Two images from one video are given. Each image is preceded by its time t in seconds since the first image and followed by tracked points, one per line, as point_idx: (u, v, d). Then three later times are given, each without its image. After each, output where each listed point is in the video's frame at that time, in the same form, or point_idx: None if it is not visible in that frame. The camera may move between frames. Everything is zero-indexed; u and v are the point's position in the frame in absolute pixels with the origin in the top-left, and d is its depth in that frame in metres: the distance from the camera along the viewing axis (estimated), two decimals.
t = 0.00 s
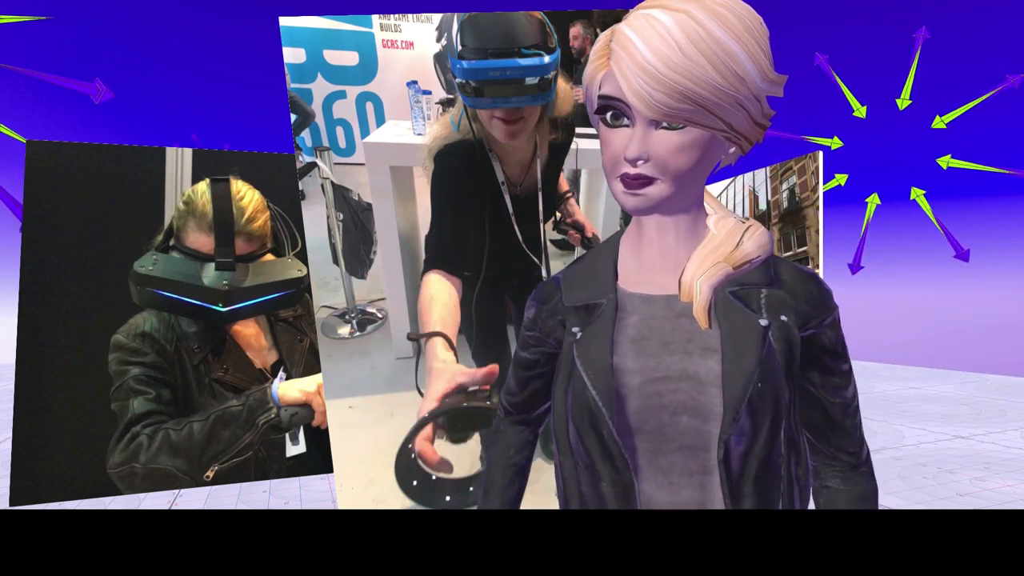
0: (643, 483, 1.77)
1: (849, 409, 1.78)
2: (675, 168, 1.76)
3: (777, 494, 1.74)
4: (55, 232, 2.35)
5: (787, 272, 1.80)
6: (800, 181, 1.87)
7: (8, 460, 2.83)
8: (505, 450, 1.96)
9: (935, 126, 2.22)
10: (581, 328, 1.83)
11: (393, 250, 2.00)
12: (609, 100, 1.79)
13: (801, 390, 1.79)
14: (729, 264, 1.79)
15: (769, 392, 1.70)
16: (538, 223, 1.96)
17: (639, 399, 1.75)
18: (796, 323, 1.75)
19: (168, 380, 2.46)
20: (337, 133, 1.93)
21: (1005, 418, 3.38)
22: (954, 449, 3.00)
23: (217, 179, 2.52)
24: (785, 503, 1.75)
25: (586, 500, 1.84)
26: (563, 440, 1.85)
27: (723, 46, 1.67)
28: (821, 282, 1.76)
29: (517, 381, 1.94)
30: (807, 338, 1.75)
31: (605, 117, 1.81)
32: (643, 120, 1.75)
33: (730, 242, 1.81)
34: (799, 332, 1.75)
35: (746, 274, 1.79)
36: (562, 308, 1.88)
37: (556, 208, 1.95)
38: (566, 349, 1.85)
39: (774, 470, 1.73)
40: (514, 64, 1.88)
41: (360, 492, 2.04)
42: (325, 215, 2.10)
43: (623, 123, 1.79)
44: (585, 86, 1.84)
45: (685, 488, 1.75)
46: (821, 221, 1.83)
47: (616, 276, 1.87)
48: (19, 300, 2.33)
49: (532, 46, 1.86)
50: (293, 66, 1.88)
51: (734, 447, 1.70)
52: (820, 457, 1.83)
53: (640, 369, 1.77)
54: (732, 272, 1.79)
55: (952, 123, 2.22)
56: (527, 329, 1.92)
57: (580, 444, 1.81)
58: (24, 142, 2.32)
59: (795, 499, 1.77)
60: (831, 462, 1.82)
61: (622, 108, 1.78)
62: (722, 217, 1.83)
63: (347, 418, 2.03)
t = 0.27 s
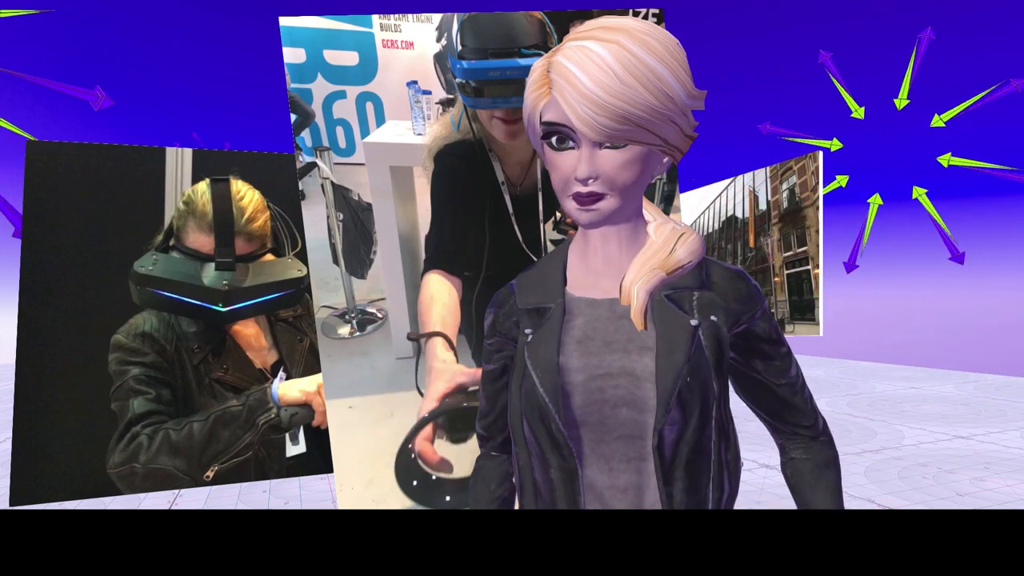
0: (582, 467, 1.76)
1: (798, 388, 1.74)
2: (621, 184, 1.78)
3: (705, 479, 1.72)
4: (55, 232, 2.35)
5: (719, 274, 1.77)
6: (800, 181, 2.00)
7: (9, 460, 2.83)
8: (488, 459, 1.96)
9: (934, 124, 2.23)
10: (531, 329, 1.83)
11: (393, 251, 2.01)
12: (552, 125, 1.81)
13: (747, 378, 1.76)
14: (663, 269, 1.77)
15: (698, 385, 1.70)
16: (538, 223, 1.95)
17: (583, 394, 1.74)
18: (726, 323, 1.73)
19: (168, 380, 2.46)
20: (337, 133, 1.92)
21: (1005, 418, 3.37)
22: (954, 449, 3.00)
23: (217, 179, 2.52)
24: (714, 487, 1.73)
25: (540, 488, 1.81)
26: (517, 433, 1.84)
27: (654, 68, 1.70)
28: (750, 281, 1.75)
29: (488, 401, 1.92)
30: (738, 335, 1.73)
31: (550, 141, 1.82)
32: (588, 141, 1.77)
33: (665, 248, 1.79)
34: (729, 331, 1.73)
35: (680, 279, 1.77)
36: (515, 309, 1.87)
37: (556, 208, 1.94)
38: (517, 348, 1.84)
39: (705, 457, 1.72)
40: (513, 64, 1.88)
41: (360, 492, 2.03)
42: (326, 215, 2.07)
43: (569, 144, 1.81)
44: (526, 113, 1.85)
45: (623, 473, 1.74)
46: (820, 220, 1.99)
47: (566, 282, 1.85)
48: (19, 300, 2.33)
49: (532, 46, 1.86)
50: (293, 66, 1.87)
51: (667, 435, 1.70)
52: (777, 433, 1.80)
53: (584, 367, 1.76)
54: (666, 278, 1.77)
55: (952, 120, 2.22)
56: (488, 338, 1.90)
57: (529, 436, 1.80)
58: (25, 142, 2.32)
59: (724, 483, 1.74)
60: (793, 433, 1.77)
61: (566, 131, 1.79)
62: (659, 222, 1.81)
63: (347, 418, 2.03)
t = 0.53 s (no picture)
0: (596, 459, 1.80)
1: (809, 393, 1.78)
2: (641, 176, 1.77)
3: (716, 473, 1.77)
4: (55, 232, 2.35)
5: (731, 272, 1.79)
6: (800, 181, 1.98)
7: (9, 460, 2.83)
8: (493, 458, 1.96)
9: (933, 124, 2.23)
10: (547, 324, 1.83)
11: (393, 251, 2.01)
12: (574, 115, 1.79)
13: (758, 379, 1.79)
14: (677, 267, 1.79)
15: (710, 381, 1.72)
16: (538, 223, 1.96)
17: (598, 389, 1.75)
18: (739, 320, 1.76)
19: (168, 379, 2.46)
20: (337, 133, 1.93)
21: (1004, 418, 3.37)
22: (954, 449, 3.00)
23: (217, 179, 2.52)
24: (726, 481, 1.78)
25: (555, 480, 1.85)
26: (532, 426, 1.85)
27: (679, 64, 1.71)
28: (762, 278, 1.77)
29: (498, 397, 1.92)
30: (750, 333, 1.76)
31: (571, 132, 1.81)
32: (609, 132, 1.76)
33: (679, 246, 1.80)
34: (742, 328, 1.76)
35: (693, 277, 1.79)
36: (530, 304, 1.88)
37: (556, 208, 1.94)
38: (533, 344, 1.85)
39: (716, 450, 1.76)
40: (513, 64, 1.88)
41: (360, 492, 2.05)
42: (325, 215, 2.07)
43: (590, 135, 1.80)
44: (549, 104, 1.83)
45: (637, 467, 1.78)
46: (819, 220, 1.97)
47: (580, 279, 1.86)
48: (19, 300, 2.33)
49: (531, 46, 1.86)
50: (293, 66, 1.87)
51: (680, 429, 1.73)
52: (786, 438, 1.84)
53: (598, 362, 1.77)
54: (679, 275, 1.79)
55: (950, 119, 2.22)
56: (504, 332, 1.91)
57: (544, 429, 1.82)
58: (25, 142, 2.32)
59: (735, 477, 1.79)
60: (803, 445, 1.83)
61: (589, 122, 1.78)
62: (672, 221, 1.82)
63: (347, 418, 2.03)
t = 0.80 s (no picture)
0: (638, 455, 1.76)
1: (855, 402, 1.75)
2: (680, 146, 1.74)
3: (765, 472, 1.73)
4: (55, 232, 2.35)
5: (782, 266, 1.79)
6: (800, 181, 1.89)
7: (9, 460, 2.83)
8: (522, 445, 1.93)
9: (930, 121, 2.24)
10: (590, 318, 1.84)
11: (393, 251, 2.00)
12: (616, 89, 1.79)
13: (804, 379, 1.76)
14: (724, 261, 1.79)
15: (759, 379, 1.69)
16: (538, 223, 1.96)
17: (642, 385, 1.74)
18: (788, 316, 1.75)
19: (168, 379, 2.46)
20: (337, 133, 1.93)
21: (1005, 417, 3.37)
22: (954, 448, 3.00)
23: (217, 179, 2.51)
24: (774, 479, 1.73)
25: (597, 474, 1.82)
26: (574, 419, 1.82)
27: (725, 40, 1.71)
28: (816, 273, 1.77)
29: (533, 382, 1.91)
30: (800, 329, 1.75)
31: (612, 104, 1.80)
32: (654, 104, 1.75)
33: (726, 237, 1.81)
34: (790, 323, 1.74)
35: (740, 269, 1.79)
36: (573, 296, 1.88)
37: (556, 208, 1.95)
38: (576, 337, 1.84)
39: (766, 450, 1.72)
40: (513, 64, 1.87)
41: (360, 492, 2.04)
42: (325, 215, 2.11)
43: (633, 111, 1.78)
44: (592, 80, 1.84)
45: (683, 465, 1.74)
46: (821, 221, 1.86)
47: (624, 272, 1.86)
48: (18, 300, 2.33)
49: (532, 46, 1.85)
50: (293, 67, 1.87)
51: (727, 429, 1.70)
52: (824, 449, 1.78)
53: (642, 358, 1.75)
54: (726, 269, 1.78)
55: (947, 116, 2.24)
56: (543, 318, 1.91)
57: (586, 423, 1.79)
58: (25, 142, 2.31)
59: (784, 474, 1.74)
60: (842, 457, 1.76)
61: (631, 94, 1.77)
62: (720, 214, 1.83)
63: (346, 418, 2.03)
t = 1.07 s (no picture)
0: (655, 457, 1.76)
1: (886, 399, 1.74)
2: (693, 156, 1.73)
3: (783, 475, 1.73)
4: (55, 232, 2.35)
5: (798, 269, 1.78)
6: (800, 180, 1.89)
7: (8, 459, 2.82)
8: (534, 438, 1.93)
9: (929, 120, 2.22)
10: (608, 322, 1.83)
11: (393, 251, 2.00)
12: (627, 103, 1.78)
13: (829, 381, 1.76)
14: (742, 268, 1.78)
15: (778, 384, 1.69)
16: (538, 223, 1.96)
17: (660, 389, 1.74)
18: (807, 318, 1.74)
19: (168, 380, 2.46)
20: (337, 133, 1.93)
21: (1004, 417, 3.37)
22: (954, 449, 2.97)
23: (217, 179, 2.51)
24: (790, 483, 1.74)
25: (614, 478, 1.83)
26: (591, 422, 1.83)
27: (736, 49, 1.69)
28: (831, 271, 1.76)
29: (548, 381, 1.90)
30: (820, 329, 1.74)
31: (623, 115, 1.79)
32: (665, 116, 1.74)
33: (744, 244, 1.80)
34: (809, 325, 1.74)
35: (757, 276, 1.78)
36: (590, 300, 1.87)
37: (556, 208, 1.95)
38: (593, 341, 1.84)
39: (782, 454, 1.72)
40: (513, 64, 1.87)
41: (360, 492, 2.04)
42: (325, 215, 2.11)
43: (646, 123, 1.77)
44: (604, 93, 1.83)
45: (700, 467, 1.74)
46: (820, 221, 1.86)
47: (641, 278, 1.85)
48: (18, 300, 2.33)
49: (532, 46, 1.86)
50: (293, 66, 1.88)
51: (745, 433, 1.70)
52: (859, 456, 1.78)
53: (660, 362, 1.76)
54: (744, 276, 1.78)
55: (945, 114, 2.22)
56: (558, 316, 1.90)
57: (603, 425, 1.80)
58: (25, 141, 2.32)
59: (800, 479, 1.75)
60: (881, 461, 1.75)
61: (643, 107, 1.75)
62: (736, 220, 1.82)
63: (346, 418, 2.03)
